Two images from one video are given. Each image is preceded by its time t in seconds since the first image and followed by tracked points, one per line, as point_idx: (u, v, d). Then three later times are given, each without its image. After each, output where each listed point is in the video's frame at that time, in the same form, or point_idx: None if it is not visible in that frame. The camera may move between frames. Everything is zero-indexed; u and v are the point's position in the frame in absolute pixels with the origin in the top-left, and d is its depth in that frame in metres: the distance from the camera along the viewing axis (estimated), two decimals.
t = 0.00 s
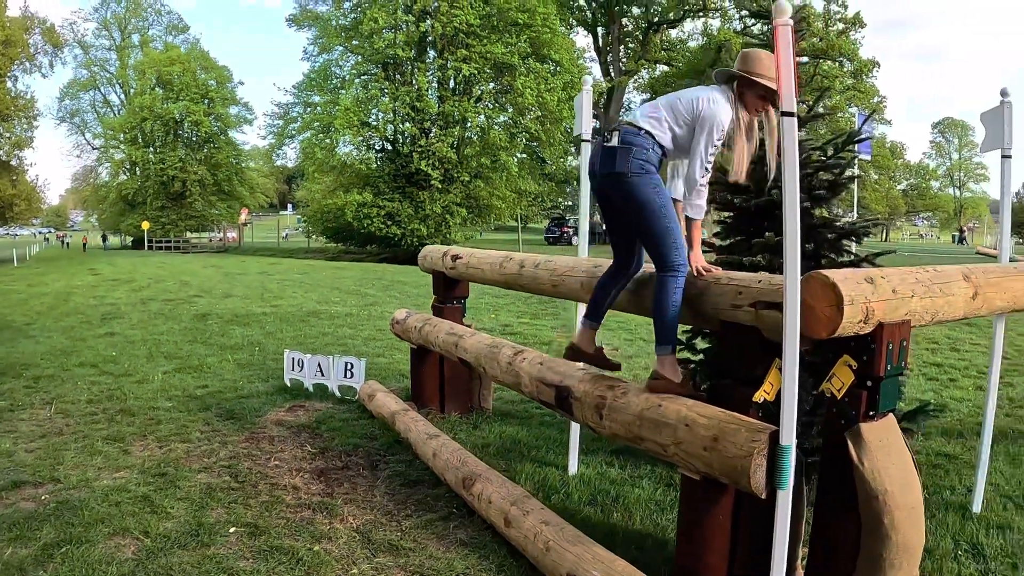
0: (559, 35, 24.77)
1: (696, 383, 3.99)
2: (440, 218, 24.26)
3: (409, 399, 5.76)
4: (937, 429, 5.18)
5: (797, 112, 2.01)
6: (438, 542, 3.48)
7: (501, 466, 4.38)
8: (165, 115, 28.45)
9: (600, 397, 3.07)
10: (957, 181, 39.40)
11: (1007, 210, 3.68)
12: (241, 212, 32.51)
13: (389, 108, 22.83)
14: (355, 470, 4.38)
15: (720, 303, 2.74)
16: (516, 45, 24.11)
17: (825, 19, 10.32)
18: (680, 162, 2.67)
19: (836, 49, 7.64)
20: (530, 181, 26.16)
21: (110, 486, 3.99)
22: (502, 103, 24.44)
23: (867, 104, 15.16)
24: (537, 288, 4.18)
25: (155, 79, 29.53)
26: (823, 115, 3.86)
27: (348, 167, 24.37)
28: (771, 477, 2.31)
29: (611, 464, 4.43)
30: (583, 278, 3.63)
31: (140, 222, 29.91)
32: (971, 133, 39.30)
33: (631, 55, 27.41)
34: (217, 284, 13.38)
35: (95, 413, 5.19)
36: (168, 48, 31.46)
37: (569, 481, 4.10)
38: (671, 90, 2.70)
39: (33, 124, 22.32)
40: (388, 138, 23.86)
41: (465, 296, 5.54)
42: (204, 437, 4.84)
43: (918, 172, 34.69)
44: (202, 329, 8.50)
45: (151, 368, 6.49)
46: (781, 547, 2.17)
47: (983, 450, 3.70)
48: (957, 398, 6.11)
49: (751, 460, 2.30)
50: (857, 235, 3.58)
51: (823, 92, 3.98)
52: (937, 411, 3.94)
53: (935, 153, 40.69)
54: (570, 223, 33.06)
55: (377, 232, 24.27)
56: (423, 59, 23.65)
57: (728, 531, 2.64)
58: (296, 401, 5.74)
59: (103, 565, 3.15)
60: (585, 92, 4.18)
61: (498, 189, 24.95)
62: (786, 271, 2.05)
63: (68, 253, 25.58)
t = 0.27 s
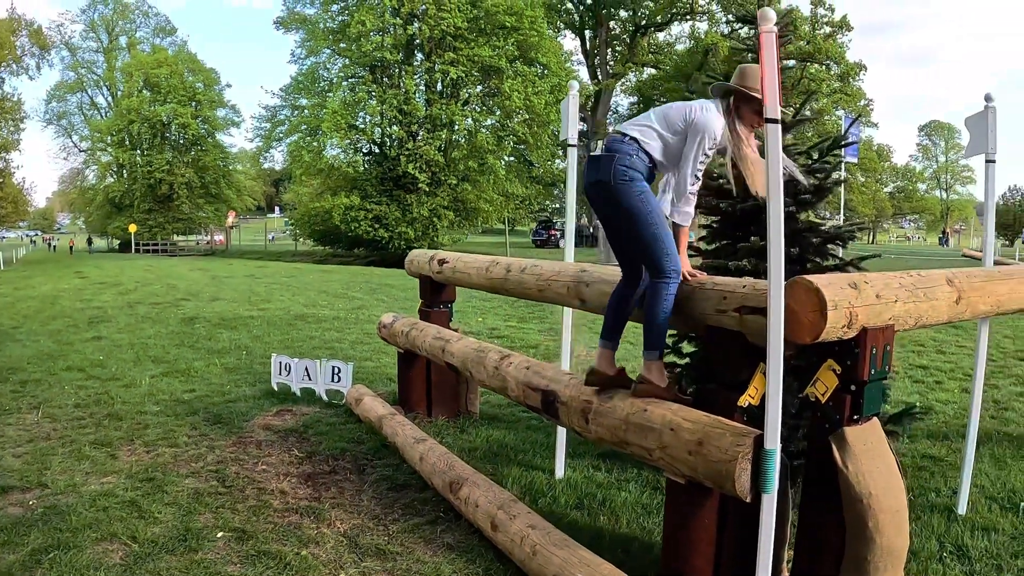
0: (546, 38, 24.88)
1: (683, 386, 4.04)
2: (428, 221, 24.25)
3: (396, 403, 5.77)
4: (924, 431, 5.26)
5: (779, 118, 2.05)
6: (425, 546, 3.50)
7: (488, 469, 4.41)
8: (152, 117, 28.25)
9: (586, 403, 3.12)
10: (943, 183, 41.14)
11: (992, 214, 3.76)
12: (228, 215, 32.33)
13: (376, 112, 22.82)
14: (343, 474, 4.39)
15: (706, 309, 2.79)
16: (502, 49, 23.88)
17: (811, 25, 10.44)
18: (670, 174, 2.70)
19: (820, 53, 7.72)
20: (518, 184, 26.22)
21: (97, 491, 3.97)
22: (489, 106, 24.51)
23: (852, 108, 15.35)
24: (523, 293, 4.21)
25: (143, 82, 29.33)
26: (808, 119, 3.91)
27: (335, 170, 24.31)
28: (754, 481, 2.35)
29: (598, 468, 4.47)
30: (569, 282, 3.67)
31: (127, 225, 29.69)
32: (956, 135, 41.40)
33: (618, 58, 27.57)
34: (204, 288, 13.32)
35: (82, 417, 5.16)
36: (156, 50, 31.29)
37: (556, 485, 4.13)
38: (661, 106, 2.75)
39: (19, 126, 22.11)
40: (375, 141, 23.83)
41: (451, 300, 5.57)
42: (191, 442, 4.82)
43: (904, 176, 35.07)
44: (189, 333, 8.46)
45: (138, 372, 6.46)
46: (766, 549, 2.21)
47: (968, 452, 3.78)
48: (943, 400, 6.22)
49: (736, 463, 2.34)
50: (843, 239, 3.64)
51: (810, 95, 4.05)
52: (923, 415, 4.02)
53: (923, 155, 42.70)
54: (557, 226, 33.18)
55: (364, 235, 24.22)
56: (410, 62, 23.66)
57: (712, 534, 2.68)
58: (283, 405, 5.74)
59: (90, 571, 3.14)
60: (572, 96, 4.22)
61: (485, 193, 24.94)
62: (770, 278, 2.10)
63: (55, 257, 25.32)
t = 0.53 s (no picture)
0: (534, 41, 25.00)
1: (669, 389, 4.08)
2: (415, 224, 24.22)
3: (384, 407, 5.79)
4: (910, 433, 5.35)
5: (762, 125, 2.10)
6: (413, 549, 3.52)
7: (476, 473, 4.44)
8: (140, 120, 28.04)
9: (572, 407, 3.16)
10: (931, 185, 42.63)
11: (976, 218, 3.84)
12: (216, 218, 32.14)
13: (364, 114, 22.81)
14: (331, 478, 4.40)
15: (691, 314, 2.83)
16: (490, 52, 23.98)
17: (797, 30, 10.59)
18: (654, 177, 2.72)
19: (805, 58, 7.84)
20: (505, 187, 26.27)
21: (86, 495, 3.95)
22: (477, 109, 24.55)
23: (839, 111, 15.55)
24: (509, 296, 4.25)
25: (130, 84, 29.12)
26: (795, 123, 3.95)
27: (323, 173, 24.25)
28: (739, 484, 2.39)
29: (585, 471, 4.51)
30: (555, 286, 3.71)
31: (115, 228, 29.46)
32: (941, 138, 42.71)
33: (606, 61, 27.73)
34: (192, 291, 13.24)
35: (70, 422, 5.13)
36: (144, 53, 31.14)
37: (543, 488, 4.17)
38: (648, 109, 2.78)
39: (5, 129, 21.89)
40: (363, 144, 23.80)
41: (439, 304, 5.60)
42: (180, 446, 4.81)
43: (892, 178, 35.40)
44: (176, 337, 8.42)
45: (126, 376, 6.43)
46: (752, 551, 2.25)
47: (953, 454, 3.85)
48: (928, 402, 6.32)
49: (721, 466, 2.37)
50: (828, 243, 3.70)
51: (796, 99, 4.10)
52: (908, 417, 4.09)
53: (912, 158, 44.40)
54: (545, 229, 33.28)
55: (352, 238, 24.16)
56: (398, 64, 23.68)
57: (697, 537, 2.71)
58: (271, 409, 5.73)
59: None
60: (558, 100, 4.26)
61: (473, 196, 24.94)
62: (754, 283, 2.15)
63: (41, 260, 25.06)
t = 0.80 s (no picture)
0: (520, 45, 25.11)
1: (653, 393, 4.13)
2: (401, 228, 24.16)
3: (370, 411, 5.79)
4: (894, 436, 5.45)
5: (745, 132, 2.15)
6: (399, 554, 3.54)
7: (461, 477, 4.46)
8: (125, 122, 27.79)
9: (557, 412, 3.20)
10: (916, 188, 43.56)
11: (959, 221, 3.93)
12: (201, 222, 31.90)
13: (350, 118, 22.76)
14: (317, 483, 4.40)
15: (676, 319, 2.88)
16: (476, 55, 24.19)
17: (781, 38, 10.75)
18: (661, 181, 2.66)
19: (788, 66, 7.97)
20: (491, 191, 26.29)
21: (72, 500, 3.93)
22: (463, 112, 24.58)
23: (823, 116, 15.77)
24: (494, 302, 4.28)
25: (116, 87, 28.87)
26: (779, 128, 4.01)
27: (308, 176, 24.15)
28: (722, 488, 2.44)
29: (571, 475, 4.55)
30: (540, 291, 3.76)
31: (100, 231, 29.17)
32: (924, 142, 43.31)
33: (592, 65, 27.89)
34: (178, 295, 13.15)
35: (56, 427, 5.09)
36: (130, 56, 30.92)
37: (528, 492, 4.20)
38: (650, 108, 2.68)
39: None
40: (349, 147, 23.74)
41: (424, 309, 5.62)
42: (166, 451, 4.79)
43: (877, 182, 35.85)
44: (162, 341, 8.37)
45: (112, 381, 6.38)
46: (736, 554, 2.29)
47: (936, 457, 3.93)
48: (913, 405, 6.44)
49: (704, 471, 2.42)
50: (811, 247, 3.78)
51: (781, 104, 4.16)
52: (893, 421, 4.18)
53: (896, 161, 45.26)
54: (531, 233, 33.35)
55: (337, 242, 24.06)
56: (384, 68, 23.69)
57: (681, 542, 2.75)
58: (257, 414, 5.72)
59: None
60: (543, 107, 4.30)
61: (459, 199, 24.89)
62: (737, 290, 2.20)
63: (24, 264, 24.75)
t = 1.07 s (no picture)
0: (508, 49, 25.23)
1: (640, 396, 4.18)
2: (389, 230, 24.12)
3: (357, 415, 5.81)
4: (881, 438, 5.54)
5: (730, 136, 2.21)
6: (387, 557, 3.56)
7: (449, 481, 4.49)
8: (112, 125, 27.57)
9: (544, 415, 3.24)
10: (904, 190, 44.23)
11: (944, 225, 4.01)
12: (189, 225, 31.70)
13: (338, 121, 22.74)
14: (304, 487, 4.42)
15: (663, 322, 2.93)
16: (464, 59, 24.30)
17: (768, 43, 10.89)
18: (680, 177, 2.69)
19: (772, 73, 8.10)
20: (479, 194, 26.34)
21: (60, 505, 3.92)
22: (452, 115, 24.62)
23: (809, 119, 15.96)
24: (481, 305, 4.32)
25: (103, 88, 28.64)
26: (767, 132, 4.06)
27: (296, 180, 24.09)
28: (709, 490, 2.49)
29: (559, 478, 4.59)
30: (528, 294, 3.80)
31: (87, 233, 28.92)
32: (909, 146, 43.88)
33: (581, 68, 28.07)
34: (165, 298, 13.07)
35: (43, 431, 5.07)
36: (118, 58, 30.71)
37: (516, 495, 4.24)
38: (666, 105, 2.62)
39: None
40: (337, 150, 23.70)
41: (411, 312, 5.65)
42: (153, 455, 4.78)
43: (864, 185, 36.19)
44: (149, 344, 8.33)
45: (99, 384, 6.35)
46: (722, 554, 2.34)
47: (922, 459, 4.01)
48: (899, 407, 6.55)
49: (690, 473, 2.46)
50: (797, 250, 3.84)
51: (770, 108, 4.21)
52: (879, 423, 4.25)
53: (883, 165, 45.93)
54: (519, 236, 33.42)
55: (325, 245, 23.99)
56: (373, 71, 23.72)
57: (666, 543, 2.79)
58: (244, 417, 5.72)
59: None
60: (530, 111, 4.34)
61: (447, 203, 24.89)
62: (723, 294, 2.26)
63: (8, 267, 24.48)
